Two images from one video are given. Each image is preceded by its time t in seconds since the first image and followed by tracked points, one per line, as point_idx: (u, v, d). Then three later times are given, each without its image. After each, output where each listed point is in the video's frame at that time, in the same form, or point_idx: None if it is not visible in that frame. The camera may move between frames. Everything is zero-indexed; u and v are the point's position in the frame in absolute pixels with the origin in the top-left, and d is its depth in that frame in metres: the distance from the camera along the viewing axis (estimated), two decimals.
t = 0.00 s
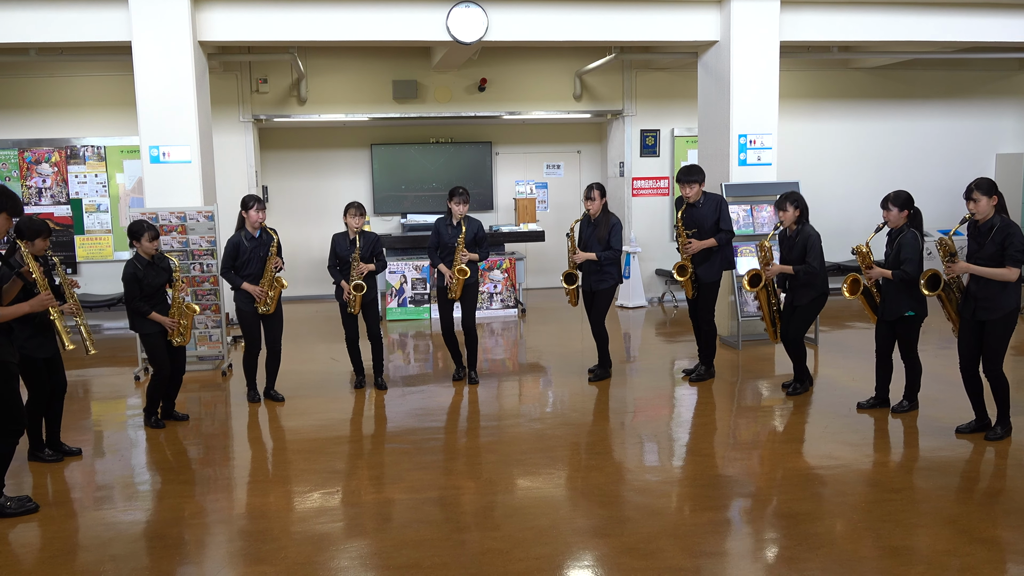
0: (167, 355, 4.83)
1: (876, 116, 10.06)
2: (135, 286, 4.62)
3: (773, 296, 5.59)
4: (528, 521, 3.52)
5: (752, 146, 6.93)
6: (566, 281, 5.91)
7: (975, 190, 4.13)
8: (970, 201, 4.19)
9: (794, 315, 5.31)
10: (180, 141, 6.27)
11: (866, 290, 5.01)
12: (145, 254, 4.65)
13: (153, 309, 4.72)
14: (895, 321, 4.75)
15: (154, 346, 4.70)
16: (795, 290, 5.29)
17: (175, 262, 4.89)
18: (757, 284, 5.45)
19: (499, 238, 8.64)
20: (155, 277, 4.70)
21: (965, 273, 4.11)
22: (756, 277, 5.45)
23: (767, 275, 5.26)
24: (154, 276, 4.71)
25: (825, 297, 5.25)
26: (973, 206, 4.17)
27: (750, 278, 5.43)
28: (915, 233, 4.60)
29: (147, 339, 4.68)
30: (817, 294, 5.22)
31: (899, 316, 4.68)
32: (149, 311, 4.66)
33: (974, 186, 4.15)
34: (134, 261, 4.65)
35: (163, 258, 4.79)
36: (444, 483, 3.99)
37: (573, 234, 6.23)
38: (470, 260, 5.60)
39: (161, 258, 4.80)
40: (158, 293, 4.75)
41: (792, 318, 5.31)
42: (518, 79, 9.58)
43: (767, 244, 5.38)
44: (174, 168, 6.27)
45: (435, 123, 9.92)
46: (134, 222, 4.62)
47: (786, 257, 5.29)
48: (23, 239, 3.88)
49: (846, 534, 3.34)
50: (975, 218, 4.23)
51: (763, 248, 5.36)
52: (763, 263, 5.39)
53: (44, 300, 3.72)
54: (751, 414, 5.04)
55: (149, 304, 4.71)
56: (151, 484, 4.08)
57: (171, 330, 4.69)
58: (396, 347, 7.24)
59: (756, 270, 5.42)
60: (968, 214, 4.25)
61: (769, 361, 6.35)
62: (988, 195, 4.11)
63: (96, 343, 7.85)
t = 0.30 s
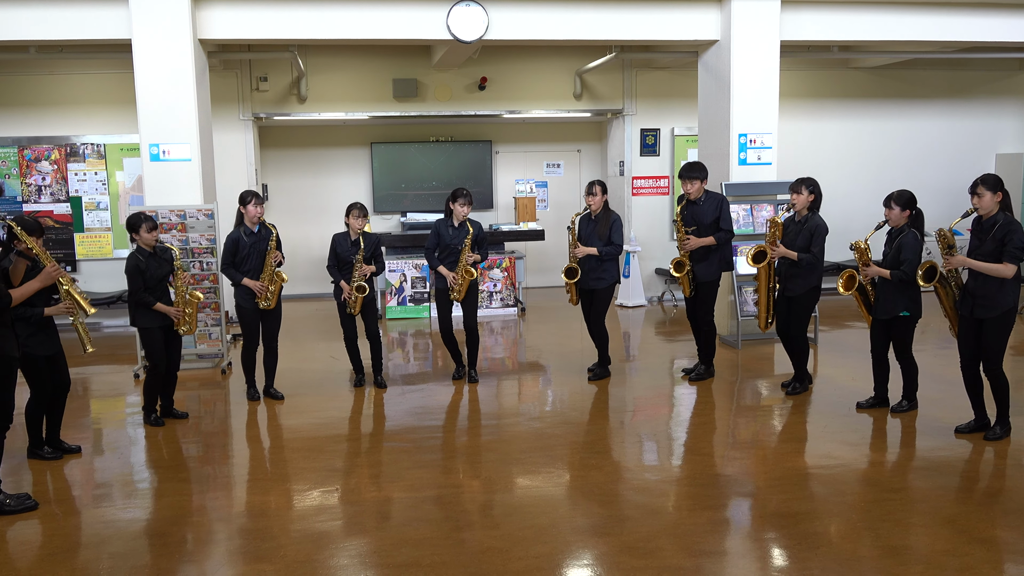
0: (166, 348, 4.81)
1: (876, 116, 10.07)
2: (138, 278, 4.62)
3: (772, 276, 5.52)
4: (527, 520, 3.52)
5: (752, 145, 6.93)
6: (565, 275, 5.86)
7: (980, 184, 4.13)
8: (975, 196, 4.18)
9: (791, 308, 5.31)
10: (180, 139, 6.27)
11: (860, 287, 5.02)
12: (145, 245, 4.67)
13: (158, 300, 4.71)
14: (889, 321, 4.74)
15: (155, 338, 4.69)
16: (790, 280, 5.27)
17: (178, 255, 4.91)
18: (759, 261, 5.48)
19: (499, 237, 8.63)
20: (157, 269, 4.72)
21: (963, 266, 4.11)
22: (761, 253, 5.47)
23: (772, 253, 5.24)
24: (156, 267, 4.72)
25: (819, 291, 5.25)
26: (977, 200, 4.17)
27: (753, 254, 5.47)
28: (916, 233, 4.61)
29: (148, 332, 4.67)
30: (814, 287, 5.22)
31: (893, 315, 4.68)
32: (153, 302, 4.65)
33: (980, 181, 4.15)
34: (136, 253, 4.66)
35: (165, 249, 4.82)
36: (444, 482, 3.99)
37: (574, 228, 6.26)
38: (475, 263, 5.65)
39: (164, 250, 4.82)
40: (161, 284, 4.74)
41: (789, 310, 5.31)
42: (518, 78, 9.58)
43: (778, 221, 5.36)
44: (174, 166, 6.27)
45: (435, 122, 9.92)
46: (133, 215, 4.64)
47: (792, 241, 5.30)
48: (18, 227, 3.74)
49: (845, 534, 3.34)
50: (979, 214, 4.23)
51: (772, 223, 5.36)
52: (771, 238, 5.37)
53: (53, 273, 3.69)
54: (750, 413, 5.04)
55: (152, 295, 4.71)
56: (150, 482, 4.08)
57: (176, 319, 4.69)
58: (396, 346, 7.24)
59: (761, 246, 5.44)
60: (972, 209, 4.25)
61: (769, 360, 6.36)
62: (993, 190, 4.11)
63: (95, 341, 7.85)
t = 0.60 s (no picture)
0: (160, 348, 4.82)
1: (876, 115, 10.07)
2: (136, 274, 4.62)
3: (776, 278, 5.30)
4: (527, 519, 3.53)
5: (752, 145, 6.93)
6: (565, 270, 5.85)
7: (991, 183, 4.11)
8: (983, 195, 4.16)
9: (791, 308, 5.31)
10: (180, 138, 6.26)
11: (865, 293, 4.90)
12: (151, 244, 4.66)
13: (153, 300, 4.70)
14: (887, 321, 4.75)
15: (147, 337, 4.68)
16: (790, 280, 5.25)
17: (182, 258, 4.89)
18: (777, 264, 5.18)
19: (498, 236, 8.63)
20: (157, 268, 4.71)
21: (967, 265, 4.09)
22: (778, 256, 5.17)
23: (791, 254, 5.11)
24: (157, 266, 4.72)
25: (819, 289, 5.26)
26: (986, 199, 4.15)
27: (771, 255, 5.15)
28: (918, 233, 4.62)
29: (141, 329, 4.67)
30: (814, 286, 5.24)
31: (893, 315, 4.68)
32: (148, 300, 4.64)
33: (990, 180, 4.13)
34: (140, 250, 4.67)
35: (170, 250, 4.80)
36: (444, 481, 4.00)
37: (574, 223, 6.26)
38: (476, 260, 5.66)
39: (168, 251, 4.81)
40: (160, 284, 4.74)
41: (790, 309, 5.31)
42: (518, 77, 9.58)
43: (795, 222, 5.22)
44: (174, 165, 6.26)
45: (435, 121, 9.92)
46: (145, 212, 4.64)
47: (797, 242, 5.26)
48: (9, 220, 3.71)
49: (844, 533, 3.35)
50: (987, 213, 4.21)
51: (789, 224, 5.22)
52: (786, 240, 5.23)
53: (47, 263, 3.53)
54: (749, 413, 5.05)
55: (149, 294, 4.70)
56: (149, 481, 4.08)
57: (165, 321, 4.66)
58: (395, 345, 7.24)
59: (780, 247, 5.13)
60: (980, 208, 4.23)
61: (768, 360, 6.36)
62: (1003, 190, 4.09)
63: (94, 340, 7.84)
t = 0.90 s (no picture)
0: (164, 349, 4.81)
1: (876, 115, 10.07)
2: (136, 277, 4.61)
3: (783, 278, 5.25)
4: (527, 517, 3.53)
5: (751, 144, 6.93)
6: (565, 269, 5.83)
7: (1001, 180, 4.09)
8: (993, 191, 4.14)
9: (795, 306, 5.31)
10: (180, 136, 6.26)
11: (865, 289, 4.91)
12: (150, 245, 4.65)
13: (152, 301, 4.69)
14: (890, 320, 4.74)
15: (150, 339, 4.68)
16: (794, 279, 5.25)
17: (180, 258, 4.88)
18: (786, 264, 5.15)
19: (497, 236, 8.56)
20: (156, 270, 4.70)
21: (974, 262, 4.12)
22: (786, 256, 5.14)
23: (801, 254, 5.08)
24: (156, 268, 4.71)
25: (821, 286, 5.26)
26: (995, 196, 4.13)
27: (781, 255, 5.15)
28: (921, 233, 4.63)
29: (143, 330, 4.67)
30: (817, 283, 5.24)
31: (897, 314, 4.67)
32: (147, 302, 4.64)
33: (1001, 177, 4.11)
34: (139, 252, 4.65)
35: (168, 251, 4.78)
36: (444, 479, 4.00)
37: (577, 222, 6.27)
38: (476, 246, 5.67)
39: (166, 252, 4.78)
40: (160, 285, 4.74)
41: (794, 307, 5.31)
42: (518, 76, 9.59)
43: (801, 220, 5.14)
44: (173, 163, 6.26)
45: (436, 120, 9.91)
46: (141, 214, 4.63)
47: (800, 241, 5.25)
48: None
49: (844, 532, 3.35)
50: (996, 211, 4.19)
51: (795, 224, 5.13)
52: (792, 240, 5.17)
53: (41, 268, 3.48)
54: (749, 411, 5.05)
55: (148, 295, 4.69)
56: (148, 479, 4.08)
57: (167, 323, 4.66)
58: (395, 343, 7.23)
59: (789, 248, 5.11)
60: (989, 205, 4.21)
61: (768, 359, 6.37)
62: (1013, 187, 4.07)
63: (93, 338, 7.83)
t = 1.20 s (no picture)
0: (165, 345, 4.80)
1: (876, 113, 10.07)
2: (135, 274, 4.61)
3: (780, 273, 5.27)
4: (528, 515, 3.53)
5: (751, 142, 6.93)
6: (565, 265, 5.85)
7: (1006, 179, 4.09)
8: (999, 190, 4.15)
9: (795, 303, 5.31)
10: (179, 134, 6.25)
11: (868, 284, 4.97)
12: (145, 242, 4.67)
13: (155, 297, 4.68)
14: (894, 316, 4.75)
15: (151, 335, 4.67)
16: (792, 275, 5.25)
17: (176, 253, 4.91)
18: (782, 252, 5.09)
19: (498, 233, 8.61)
20: (155, 266, 4.71)
21: (980, 260, 4.11)
22: (782, 246, 5.11)
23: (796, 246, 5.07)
24: (155, 264, 4.71)
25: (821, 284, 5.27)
26: (1001, 194, 4.13)
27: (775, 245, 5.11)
28: (926, 229, 4.62)
29: (146, 327, 4.65)
30: (816, 281, 5.24)
31: (901, 311, 4.67)
32: (150, 298, 4.62)
33: (1006, 175, 4.12)
34: (135, 250, 4.66)
35: (162, 246, 4.82)
36: (444, 477, 4.00)
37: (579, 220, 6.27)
38: (473, 233, 5.59)
39: (162, 248, 4.82)
40: (160, 281, 4.73)
41: (794, 304, 5.31)
42: (518, 74, 9.61)
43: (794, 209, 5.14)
44: (173, 161, 6.26)
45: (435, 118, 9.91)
46: (133, 211, 4.63)
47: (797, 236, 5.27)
48: None
49: (845, 530, 3.35)
50: (1001, 208, 4.19)
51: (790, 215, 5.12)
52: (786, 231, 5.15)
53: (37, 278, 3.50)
54: (749, 409, 5.05)
55: (150, 292, 4.68)
56: (148, 478, 4.08)
57: (171, 317, 4.65)
58: (395, 342, 7.23)
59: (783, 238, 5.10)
60: (995, 203, 4.21)
61: (768, 356, 6.37)
62: (1018, 185, 4.07)
63: (93, 336, 7.83)
